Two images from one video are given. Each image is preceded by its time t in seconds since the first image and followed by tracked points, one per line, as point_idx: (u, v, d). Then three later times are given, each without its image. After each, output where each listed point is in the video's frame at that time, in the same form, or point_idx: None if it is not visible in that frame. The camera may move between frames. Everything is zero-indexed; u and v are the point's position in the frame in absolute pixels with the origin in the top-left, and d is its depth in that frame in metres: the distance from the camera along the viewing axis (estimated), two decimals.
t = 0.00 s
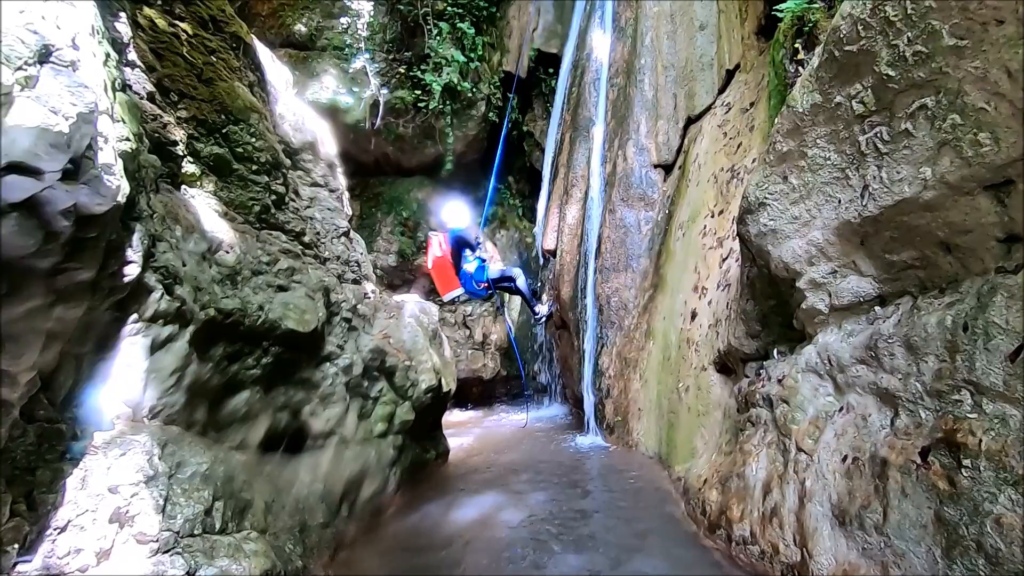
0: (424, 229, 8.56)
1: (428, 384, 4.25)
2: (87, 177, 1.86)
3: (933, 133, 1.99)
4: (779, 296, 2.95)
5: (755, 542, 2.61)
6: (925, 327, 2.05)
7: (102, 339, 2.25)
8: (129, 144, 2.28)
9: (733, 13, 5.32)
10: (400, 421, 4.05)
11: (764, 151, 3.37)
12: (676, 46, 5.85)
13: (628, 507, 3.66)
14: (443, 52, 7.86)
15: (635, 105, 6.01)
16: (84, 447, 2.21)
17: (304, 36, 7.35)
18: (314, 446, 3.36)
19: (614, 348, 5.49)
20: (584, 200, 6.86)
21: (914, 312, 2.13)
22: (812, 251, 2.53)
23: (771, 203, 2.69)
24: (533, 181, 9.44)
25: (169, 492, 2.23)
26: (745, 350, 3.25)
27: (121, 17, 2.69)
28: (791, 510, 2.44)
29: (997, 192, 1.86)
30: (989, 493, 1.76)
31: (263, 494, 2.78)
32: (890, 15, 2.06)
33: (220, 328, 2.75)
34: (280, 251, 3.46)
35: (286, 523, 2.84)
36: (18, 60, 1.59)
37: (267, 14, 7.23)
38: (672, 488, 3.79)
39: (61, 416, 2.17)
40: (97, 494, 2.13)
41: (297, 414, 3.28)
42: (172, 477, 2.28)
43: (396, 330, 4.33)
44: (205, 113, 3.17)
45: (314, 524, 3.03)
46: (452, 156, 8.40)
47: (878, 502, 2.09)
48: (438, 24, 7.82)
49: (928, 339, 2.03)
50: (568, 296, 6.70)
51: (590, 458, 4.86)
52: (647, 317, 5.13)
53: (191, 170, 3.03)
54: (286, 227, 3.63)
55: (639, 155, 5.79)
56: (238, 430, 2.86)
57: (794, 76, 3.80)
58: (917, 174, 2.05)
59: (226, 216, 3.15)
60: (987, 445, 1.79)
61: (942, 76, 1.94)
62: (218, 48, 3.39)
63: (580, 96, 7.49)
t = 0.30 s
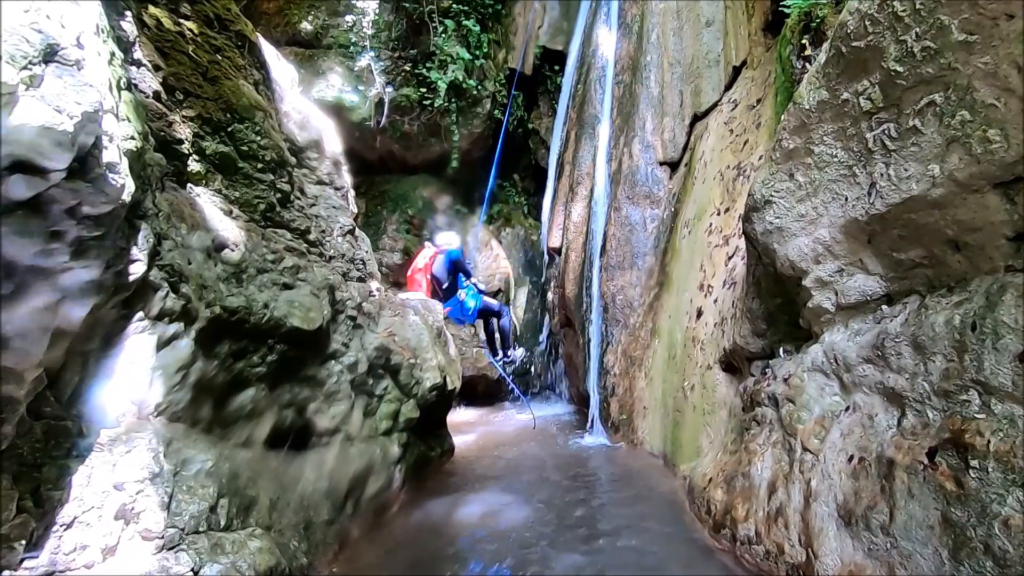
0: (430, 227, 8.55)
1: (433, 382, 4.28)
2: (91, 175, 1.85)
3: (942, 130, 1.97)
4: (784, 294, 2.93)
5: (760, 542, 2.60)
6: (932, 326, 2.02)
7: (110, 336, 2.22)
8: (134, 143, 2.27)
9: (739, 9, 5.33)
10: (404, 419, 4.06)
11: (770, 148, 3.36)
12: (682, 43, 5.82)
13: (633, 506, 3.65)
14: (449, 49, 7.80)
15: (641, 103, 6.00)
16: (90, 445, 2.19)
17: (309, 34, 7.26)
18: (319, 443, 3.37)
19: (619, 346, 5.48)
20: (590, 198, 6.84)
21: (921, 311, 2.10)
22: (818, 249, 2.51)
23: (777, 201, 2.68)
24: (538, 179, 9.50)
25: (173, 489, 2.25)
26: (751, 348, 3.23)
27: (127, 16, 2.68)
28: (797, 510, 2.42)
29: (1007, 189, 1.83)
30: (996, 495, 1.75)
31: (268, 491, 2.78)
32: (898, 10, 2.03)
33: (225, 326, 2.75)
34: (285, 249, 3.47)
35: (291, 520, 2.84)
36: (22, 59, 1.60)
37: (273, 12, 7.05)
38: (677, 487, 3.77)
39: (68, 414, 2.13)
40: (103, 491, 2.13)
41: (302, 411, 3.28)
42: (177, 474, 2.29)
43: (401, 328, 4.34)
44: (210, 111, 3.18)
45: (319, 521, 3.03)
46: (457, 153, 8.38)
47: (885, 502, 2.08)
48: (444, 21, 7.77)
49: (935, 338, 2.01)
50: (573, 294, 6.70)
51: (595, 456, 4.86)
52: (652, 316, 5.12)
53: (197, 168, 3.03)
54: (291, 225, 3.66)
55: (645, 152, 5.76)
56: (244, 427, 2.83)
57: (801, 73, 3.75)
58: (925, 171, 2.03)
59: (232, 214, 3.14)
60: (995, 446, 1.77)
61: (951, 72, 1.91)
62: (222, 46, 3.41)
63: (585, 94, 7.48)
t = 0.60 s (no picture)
0: (434, 227, 8.55)
1: (438, 381, 4.32)
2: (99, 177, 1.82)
3: (955, 129, 1.93)
4: (792, 293, 2.91)
5: (767, 544, 2.58)
6: (944, 327, 2.00)
7: (115, 335, 2.21)
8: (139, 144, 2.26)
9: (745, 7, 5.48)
10: (409, 418, 4.08)
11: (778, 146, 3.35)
12: (688, 40, 5.79)
13: (639, 506, 3.63)
14: (454, 49, 7.66)
15: (647, 102, 5.89)
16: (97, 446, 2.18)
17: (314, 34, 7.25)
18: (325, 443, 3.36)
19: (624, 346, 5.47)
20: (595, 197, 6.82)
21: (933, 312, 2.07)
22: (827, 249, 2.49)
23: (785, 201, 2.67)
24: (542, 178, 9.50)
25: (179, 489, 2.23)
26: (758, 349, 3.22)
27: (133, 16, 2.69)
28: (805, 512, 2.40)
29: (1020, 188, 1.79)
30: (1011, 499, 1.72)
31: (274, 492, 2.77)
32: (909, 7, 2.01)
33: (231, 326, 2.74)
34: (290, 249, 3.47)
35: (297, 520, 2.83)
36: (29, 60, 1.58)
37: (278, 12, 7.11)
38: (684, 488, 3.75)
39: (75, 414, 2.13)
40: (109, 491, 2.12)
41: (308, 411, 3.27)
42: (182, 474, 2.28)
43: (406, 328, 4.31)
44: (216, 111, 3.18)
45: (324, 522, 3.02)
46: (462, 152, 8.35)
47: (896, 504, 2.05)
48: (448, 20, 7.63)
49: (947, 339, 1.98)
50: (579, 293, 6.69)
51: (600, 456, 4.85)
52: (658, 315, 5.10)
53: (203, 168, 3.03)
54: (296, 225, 3.66)
55: (650, 151, 5.72)
56: (249, 427, 2.81)
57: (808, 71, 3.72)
58: (937, 170, 2.01)
59: (237, 214, 3.14)
60: (1009, 448, 1.74)
61: (964, 70, 1.87)
62: (228, 46, 3.41)
63: (590, 92, 7.46)
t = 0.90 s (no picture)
0: (438, 221, 8.48)
1: (441, 377, 4.35)
2: (98, 164, 1.78)
3: (975, 118, 1.87)
4: (801, 288, 2.87)
5: (775, 542, 2.55)
6: (961, 323, 1.95)
7: (117, 327, 2.18)
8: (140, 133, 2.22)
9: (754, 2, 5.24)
10: (412, 413, 4.07)
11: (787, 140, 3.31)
12: (696, 34, 5.69)
13: (644, 502, 3.61)
14: (459, 42, 7.56)
15: (653, 95, 5.92)
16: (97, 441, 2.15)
17: (319, 26, 7.13)
18: (328, 436, 3.33)
19: (629, 342, 5.45)
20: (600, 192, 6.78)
21: (948, 307, 2.02)
22: (839, 243, 2.46)
23: (796, 193, 2.65)
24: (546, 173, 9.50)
25: (181, 482, 2.21)
26: (766, 345, 3.19)
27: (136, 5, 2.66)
28: (814, 510, 2.36)
29: None
30: None
31: (277, 486, 2.74)
32: None
33: (233, 318, 2.71)
34: (293, 242, 3.45)
35: (299, 515, 2.79)
36: (27, 44, 1.57)
37: (281, 4, 7.01)
38: (689, 484, 3.73)
39: (75, 406, 2.10)
40: (110, 484, 2.09)
41: (312, 405, 3.24)
42: (184, 467, 2.25)
43: (410, 323, 4.32)
44: (219, 102, 3.16)
45: (327, 517, 2.99)
46: (466, 147, 8.28)
47: (908, 503, 2.01)
48: (453, 14, 7.51)
49: (964, 335, 1.94)
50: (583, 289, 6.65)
51: (605, 452, 4.84)
52: (663, 311, 5.07)
53: (206, 159, 3.00)
54: (300, 217, 3.64)
55: (657, 145, 5.70)
56: (253, 420, 2.78)
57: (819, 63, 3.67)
58: (955, 162, 1.95)
59: (240, 206, 3.12)
60: None
61: (984, 58, 1.83)
62: (231, 36, 3.39)
63: (596, 86, 7.42)
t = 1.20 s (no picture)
0: (439, 212, 8.44)
1: (443, 367, 4.34)
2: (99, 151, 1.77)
3: (989, 107, 1.84)
4: (807, 280, 2.85)
5: (778, 534, 2.54)
6: (971, 314, 1.92)
7: (119, 316, 2.14)
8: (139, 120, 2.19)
9: None
10: (414, 403, 4.07)
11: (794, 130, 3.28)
12: (700, 22, 5.66)
13: (646, 493, 3.61)
14: (461, 31, 7.45)
15: (657, 85, 5.83)
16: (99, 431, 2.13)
17: (319, 14, 7.03)
18: (331, 427, 3.32)
19: (631, 333, 5.44)
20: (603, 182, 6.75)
21: (958, 299, 1.99)
22: (847, 234, 2.43)
23: (803, 183, 2.63)
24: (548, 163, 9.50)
25: (184, 472, 2.20)
26: (770, 336, 3.18)
27: None
28: (818, 502, 2.35)
29: None
30: None
31: (280, 476, 2.72)
32: None
33: (235, 309, 2.70)
34: (295, 232, 3.44)
35: (302, 506, 2.77)
36: (24, 27, 1.55)
37: None
38: (691, 475, 3.72)
39: (76, 396, 2.08)
40: (113, 473, 2.07)
41: (314, 395, 3.23)
42: (187, 456, 2.24)
43: (412, 313, 4.42)
44: (219, 89, 3.14)
45: (330, 507, 2.99)
46: (468, 137, 8.22)
47: (914, 496, 2.00)
48: None
49: (974, 327, 1.90)
50: (585, 280, 6.64)
51: (606, 443, 4.84)
52: (665, 303, 5.05)
53: (207, 148, 2.98)
54: (301, 207, 3.62)
55: (661, 136, 5.64)
56: (257, 409, 2.76)
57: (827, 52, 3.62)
58: (968, 151, 1.91)
59: (241, 195, 3.10)
60: None
61: (1000, 45, 1.80)
62: (231, 22, 3.36)
63: (599, 76, 7.38)
